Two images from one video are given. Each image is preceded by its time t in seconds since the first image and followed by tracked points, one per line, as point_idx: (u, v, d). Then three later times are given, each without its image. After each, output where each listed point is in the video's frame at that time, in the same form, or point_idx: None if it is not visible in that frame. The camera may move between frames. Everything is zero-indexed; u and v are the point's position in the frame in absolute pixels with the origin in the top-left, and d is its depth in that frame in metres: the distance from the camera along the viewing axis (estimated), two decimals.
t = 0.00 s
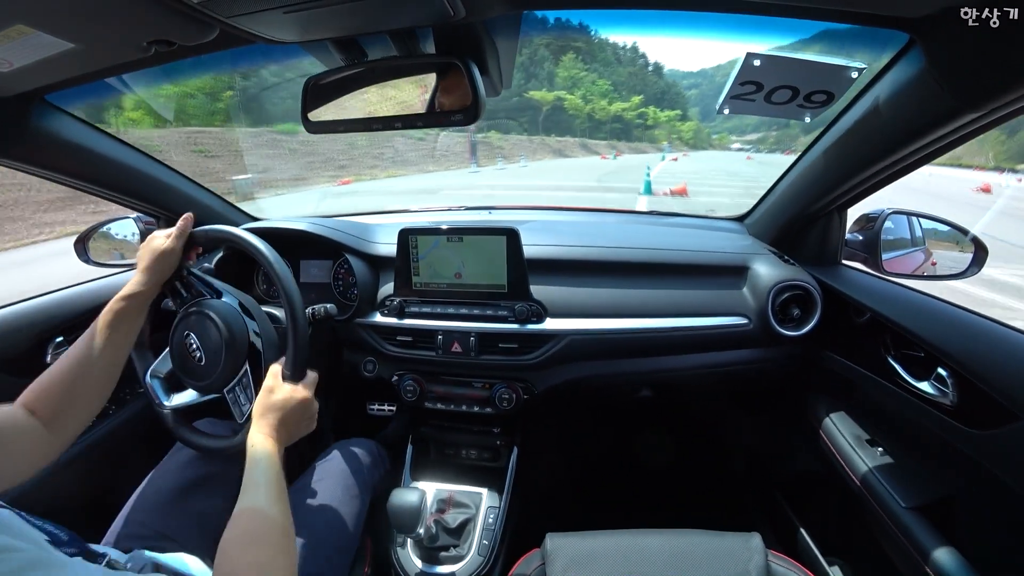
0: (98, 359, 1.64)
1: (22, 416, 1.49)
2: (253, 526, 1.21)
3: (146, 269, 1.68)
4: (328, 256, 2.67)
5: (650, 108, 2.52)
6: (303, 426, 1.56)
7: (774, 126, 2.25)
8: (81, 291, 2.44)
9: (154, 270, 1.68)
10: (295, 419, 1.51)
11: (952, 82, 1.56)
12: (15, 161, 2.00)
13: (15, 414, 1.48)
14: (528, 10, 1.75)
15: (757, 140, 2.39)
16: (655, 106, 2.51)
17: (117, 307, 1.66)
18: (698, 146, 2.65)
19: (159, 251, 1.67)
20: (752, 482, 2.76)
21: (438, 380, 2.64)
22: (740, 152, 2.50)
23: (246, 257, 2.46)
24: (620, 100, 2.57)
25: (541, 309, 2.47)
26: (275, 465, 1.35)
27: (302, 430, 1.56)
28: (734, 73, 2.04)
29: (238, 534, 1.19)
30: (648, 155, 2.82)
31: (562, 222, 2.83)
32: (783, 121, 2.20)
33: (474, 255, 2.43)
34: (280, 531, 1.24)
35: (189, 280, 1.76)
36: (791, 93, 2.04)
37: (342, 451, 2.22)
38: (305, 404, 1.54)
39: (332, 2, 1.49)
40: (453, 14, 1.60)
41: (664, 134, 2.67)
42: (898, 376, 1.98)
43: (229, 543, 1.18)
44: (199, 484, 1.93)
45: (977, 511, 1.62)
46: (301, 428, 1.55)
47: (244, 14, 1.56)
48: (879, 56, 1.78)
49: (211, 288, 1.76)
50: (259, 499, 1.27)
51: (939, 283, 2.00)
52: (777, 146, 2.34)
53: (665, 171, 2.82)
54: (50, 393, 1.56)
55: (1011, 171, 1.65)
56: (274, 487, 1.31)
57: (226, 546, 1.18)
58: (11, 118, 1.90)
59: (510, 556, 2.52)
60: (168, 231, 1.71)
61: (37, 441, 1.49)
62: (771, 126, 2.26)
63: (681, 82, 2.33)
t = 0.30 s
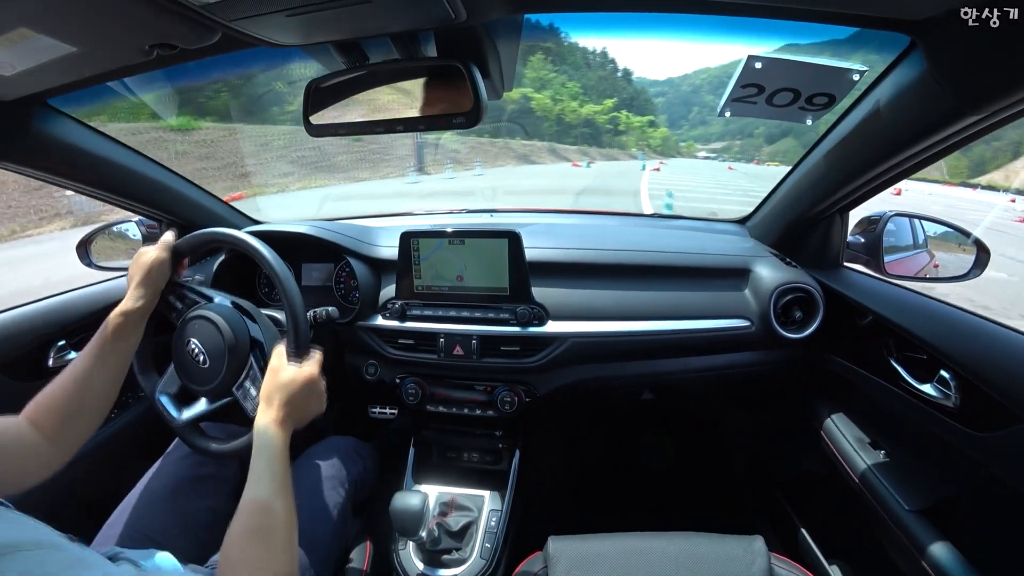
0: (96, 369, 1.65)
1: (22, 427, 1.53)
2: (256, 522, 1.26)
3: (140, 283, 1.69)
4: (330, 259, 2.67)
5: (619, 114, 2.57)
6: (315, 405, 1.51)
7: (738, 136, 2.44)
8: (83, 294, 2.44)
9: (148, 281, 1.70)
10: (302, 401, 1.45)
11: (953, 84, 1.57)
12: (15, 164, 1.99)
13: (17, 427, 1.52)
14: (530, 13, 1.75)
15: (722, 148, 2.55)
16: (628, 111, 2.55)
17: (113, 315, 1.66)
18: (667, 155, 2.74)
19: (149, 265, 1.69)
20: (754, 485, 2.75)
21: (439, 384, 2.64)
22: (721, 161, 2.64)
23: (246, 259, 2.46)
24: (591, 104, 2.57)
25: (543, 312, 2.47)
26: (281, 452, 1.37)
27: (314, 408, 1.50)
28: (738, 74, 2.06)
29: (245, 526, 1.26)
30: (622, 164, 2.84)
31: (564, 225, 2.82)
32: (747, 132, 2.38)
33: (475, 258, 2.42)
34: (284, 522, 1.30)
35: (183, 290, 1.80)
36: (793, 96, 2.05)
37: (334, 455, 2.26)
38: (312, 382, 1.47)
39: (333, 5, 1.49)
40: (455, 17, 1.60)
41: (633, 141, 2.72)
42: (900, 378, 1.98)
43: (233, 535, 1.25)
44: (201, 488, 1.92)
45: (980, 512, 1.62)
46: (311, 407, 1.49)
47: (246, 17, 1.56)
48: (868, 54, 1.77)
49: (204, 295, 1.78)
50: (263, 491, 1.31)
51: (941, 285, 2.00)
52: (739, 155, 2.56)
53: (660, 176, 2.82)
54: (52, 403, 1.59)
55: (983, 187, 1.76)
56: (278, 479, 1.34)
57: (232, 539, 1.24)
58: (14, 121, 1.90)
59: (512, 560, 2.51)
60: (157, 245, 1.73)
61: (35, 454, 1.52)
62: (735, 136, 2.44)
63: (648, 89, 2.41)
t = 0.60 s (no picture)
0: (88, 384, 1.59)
1: (17, 445, 1.43)
2: (259, 499, 1.21)
3: (132, 296, 1.67)
4: (330, 260, 2.67)
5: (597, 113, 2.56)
6: (319, 386, 1.47)
7: (714, 135, 2.49)
8: (82, 295, 2.44)
9: (140, 294, 1.69)
10: (304, 381, 1.41)
11: (952, 85, 1.57)
12: (14, 164, 2.00)
13: (12, 444, 1.42)
14: (529, 14, 1.75)
15: (699, 147, 2.58)
16: (608, 110, 2.53)
17: (106, 329, 1.63)
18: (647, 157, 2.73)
19: (141, 277, 1.67)
20: (754, 485, 2.75)
21: (439, 385, 2.64)
22: (713, 162, 2.65)
23: (244, 260, 2.46)
24: (570, 101, 2.55)
25: (542, 312, 2.47)
26: (284, 431, 1.33)
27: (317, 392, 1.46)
28: (735, 77, 2.07)
29: (248, 502, 1.20)
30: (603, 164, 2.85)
31: (564, 226, 2.82)
32: (723, 130, 2.45)
33: (475, 259, 2.42)
34: (287, 501, 1.25)
35: (175, 297, 1.81)
36: (792, 97, 2.05)
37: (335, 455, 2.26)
38: (314, 361, 1.42)
39: (332, 6, 1.48)
40: (454, 17, 1.60)
41: (611, 141, 2.73)
42: (898, 379, 1.98)
43: (236, 512, 1.19)
44: (200, 489, 1.92)
45: (979, 513, 1.61)
46: (315, 390, 1.45)
47: (244, 18, 1.56)
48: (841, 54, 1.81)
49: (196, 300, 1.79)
50: (269, 465, 1.26)
51: (940, 286, 2.00)
52: (717, 153, 2.59)
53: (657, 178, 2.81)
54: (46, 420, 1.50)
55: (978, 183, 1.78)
56: (281, 457, 1.29)
57: (233, 516, 1.19)
58: (12, 122, 1.90)
59: (512, 562, 2.51)
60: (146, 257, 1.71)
61: (31, 473, 1.42)
62: (711, 135, 2.49)
63: (625, 89, 2.41)
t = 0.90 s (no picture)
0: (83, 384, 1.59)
1: (10, 446, 1.44)
2: (257, 496, 1.21)
3: (130, 297, 1.67)
4: (330, 259, 2.67)
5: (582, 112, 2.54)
6: (319, 383, 1.47)
7: (694, 134, 2.45)
8: (80, 295, 2.44)
9: (139, 294, 1.69)
10: (304, 378, 1.41)
11: (952, 85, 1.56)
12: (13, 164, 2.00)
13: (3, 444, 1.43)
14: (528, 13, 1.74)
15: (679, 147, 2.55)
16: (591, 109, 2.54)
17: (103, 329, 1.63)
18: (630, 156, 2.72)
19: (139, 278, 1.67)
20: (754, 485, 2.74)
21: (438, 385, 2.64)
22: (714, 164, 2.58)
23: (244, 260, 2.46)
24: (549, 99, 2.51)
25: (541, 312, 2.47)
26: (283, 427, 1.33)
27: (316, 388, 1.46)
28: (734, 77, 2.05)
29: (246, 498, 1.21)
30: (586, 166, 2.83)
31: (563, 226, 2.82)
32: (702, 130, 2.41)
33: (473, 258, 2.42)
34: (286, 498, 1.25)
35: (173, 298, 1.81)
36: (791, 97, 2.05)
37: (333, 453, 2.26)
38: (312, 358, 1.42)
39: (331, 5, 1.48)
40: (453, 17, 1.60)
41: (592, 142, 2.72)
42: (897, 378, 1.98)
43: (233, 507, 1.20)
44: (200, 488, 1.92)
45: (979, 513, 1.61)
46: (315, 386, 1.45)
47: (243, 17, 1.56)
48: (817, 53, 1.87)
49: (195, 301, 1.79)
50: (268, 461, 1.27)
51: (939, 286, 2.00)
52: (697, 152, 2.55)
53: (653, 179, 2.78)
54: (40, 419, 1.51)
55: (976, 182, 1.78)
56: (279, 455, 1.29)
57: (231, 512, 1.19)
58: (9, 122, 1.90)
59: (510, 562, 2.50)
60: (145, 258, 1.72)
61: (24, 474, 1.43)
62: (691, 135, 2.45)
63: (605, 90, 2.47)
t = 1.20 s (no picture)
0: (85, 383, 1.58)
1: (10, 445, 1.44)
2: (257, 493, 1.21)
3: (130, 296, 1.67)
4: (329, 259, 2.67)
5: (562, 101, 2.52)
6: (320, 380, 1.46)
7: (673, 129, 2.47)
8: (79, 294, 2.44)
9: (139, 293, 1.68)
10: (304, 374, 1.40)
11: (952, 85, 1.56)
12: (14, 164, 2.00)
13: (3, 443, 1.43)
14: (527, 11, 1.74)
15: (658, 141, 2.58)
16: (571, 100, 2.51)
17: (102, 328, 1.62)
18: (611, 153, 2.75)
19: (138, 277, 1.67)
20: (754, 485, 2.74)
21: (437, 384, 2.64)
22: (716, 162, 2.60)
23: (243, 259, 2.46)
24: (527, 88, 2.46)
25: (540, 311, 2.47)
26: (284, 424, 1.33)
27: (318, 383, 1.45)
28: (734, 75, 2.06)
29: (247, 496, 1.20)
30: (567, 163, 2.88)
31: (561, 225, 2.82)
32: (681, 125, 2.44)
33: (472, 257, 2.42)
34: (286, 494, 1.25)
35: (173, 298, 1.80)
36: (790, 95, 2.05)
37: (331, 451, 2.26)
38: (312, 353, 1.41)
39: (331, 4, 1.49)
40: (453, 16, 1.60)
41: (573, 136, 2.72)
42: (896, 377, 1.98)
43: (235, 503, 1.20)
44: (199, 487, 1.92)
45: (979, 513, 1.61)
46: (316, 382, 1.44)
47: (243, 15, 1.56)
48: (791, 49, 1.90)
49: (195, 300, 1.79)
50: (269, 456, 1.27)
51: (938, 284, 2.01)
52: (677, 147, 2.57)
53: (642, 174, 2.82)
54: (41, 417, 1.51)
55: (976, 178, 1.77)
56: (280, 451, 1.28)
57: (234, 509, 1.19)
58: (8, 121, 1.90)
59: (509, 561, 2.50)
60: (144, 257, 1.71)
61: (24, 473, 1.43)
62: (669, 129, 2.48)
63: (583, 84, 2.45)
